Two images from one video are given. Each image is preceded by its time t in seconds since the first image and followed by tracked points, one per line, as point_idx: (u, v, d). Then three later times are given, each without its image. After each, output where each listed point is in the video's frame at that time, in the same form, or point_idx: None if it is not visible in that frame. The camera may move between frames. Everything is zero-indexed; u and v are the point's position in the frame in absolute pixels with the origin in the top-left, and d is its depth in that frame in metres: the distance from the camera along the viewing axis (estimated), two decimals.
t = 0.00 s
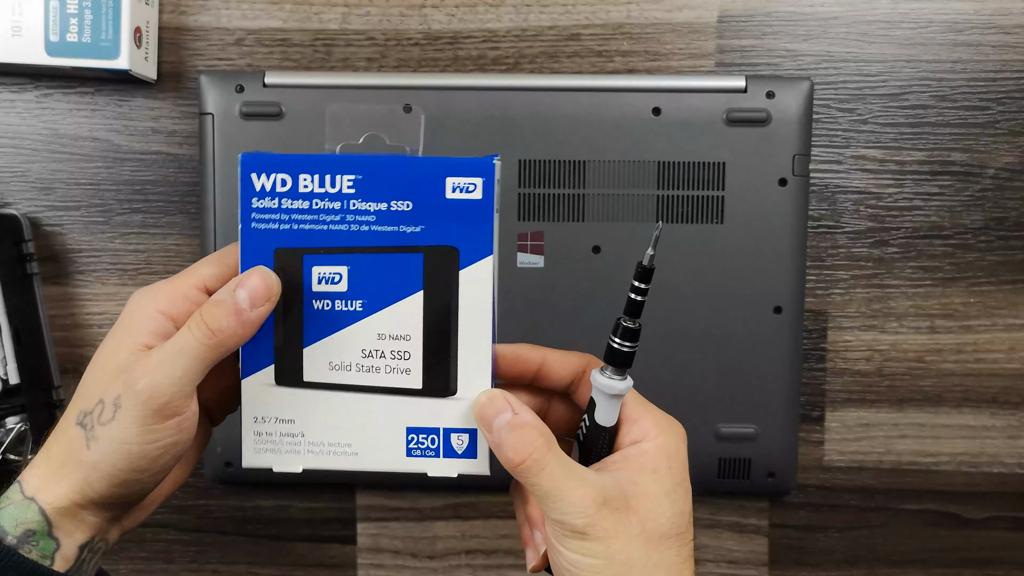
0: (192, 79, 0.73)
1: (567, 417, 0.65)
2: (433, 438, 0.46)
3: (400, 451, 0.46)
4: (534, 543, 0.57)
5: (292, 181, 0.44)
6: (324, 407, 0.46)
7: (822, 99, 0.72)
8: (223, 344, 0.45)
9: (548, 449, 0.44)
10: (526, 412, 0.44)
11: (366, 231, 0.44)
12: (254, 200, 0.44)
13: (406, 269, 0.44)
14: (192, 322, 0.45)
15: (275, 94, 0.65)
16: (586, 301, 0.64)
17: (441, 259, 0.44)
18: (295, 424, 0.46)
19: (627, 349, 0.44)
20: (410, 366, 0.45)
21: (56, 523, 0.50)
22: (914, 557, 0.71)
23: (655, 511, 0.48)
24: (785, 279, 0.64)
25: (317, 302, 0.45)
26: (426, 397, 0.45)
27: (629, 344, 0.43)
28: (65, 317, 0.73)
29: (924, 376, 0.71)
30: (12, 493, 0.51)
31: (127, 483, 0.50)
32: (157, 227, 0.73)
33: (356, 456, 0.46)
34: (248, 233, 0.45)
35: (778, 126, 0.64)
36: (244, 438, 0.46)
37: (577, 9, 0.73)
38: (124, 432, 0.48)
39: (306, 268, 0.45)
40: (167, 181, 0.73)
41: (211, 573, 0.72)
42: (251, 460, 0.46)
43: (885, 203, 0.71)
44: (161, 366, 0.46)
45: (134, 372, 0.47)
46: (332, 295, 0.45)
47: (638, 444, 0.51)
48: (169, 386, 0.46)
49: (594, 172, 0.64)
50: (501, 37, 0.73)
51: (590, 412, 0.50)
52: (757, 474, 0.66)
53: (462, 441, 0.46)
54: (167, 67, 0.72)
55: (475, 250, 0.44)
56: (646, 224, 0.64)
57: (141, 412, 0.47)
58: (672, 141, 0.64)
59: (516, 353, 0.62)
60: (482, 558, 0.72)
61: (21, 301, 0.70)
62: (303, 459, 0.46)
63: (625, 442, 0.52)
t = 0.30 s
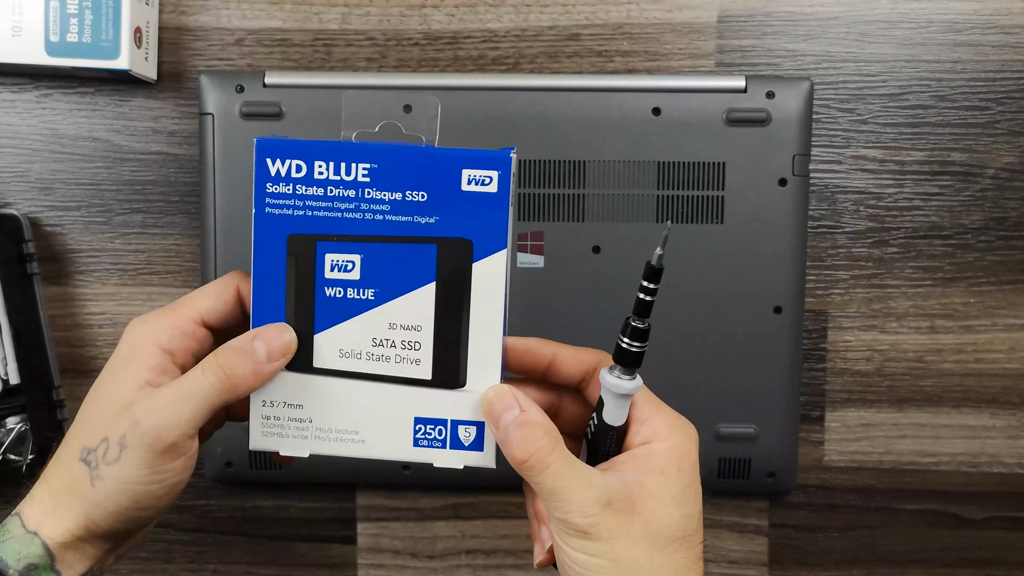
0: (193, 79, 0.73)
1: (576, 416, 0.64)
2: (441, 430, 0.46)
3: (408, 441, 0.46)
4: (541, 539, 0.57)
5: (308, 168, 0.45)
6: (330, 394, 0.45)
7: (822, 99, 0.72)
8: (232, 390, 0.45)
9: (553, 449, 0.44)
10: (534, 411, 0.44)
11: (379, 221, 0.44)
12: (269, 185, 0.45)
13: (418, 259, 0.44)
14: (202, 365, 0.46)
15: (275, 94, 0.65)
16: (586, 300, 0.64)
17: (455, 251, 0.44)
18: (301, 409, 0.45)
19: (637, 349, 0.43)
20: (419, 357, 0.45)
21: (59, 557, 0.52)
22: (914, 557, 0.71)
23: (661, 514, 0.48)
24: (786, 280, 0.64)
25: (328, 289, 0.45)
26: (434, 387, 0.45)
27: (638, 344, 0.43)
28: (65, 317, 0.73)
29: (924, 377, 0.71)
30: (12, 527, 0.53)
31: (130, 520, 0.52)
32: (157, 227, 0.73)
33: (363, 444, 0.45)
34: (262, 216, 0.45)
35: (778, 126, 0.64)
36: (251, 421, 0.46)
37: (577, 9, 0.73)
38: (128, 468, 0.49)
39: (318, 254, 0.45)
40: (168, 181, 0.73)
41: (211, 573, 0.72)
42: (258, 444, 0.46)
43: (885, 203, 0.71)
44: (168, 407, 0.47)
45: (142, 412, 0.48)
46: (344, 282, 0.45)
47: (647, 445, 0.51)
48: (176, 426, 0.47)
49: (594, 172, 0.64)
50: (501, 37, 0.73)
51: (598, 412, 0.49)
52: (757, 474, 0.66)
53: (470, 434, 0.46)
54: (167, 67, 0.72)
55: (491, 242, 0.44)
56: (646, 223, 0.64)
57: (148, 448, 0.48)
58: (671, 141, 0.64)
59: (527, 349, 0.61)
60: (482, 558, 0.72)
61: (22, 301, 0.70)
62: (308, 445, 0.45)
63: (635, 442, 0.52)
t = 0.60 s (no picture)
0: (193, 79, 0.73)
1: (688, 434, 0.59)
2: (419, 435, 0.48)
3: (383, 446, 0.48)
4: None
5: (297, 156, 0.47)
6: (308, 398, 0.48)
7: (822, 99, 0.72)
8: (191, 383, 0.49)
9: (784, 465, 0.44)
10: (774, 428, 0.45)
11: (367, 214, 0.47)
12: (254, 171, 0.47)
13: (401, 253, 0.48)
14: (161, 361, 0.50)
15: (275, 94, 0.65)
16: (586, 300, 0.64)
17: (439, 246, 0.48)
18: (273, 411, 0.48)
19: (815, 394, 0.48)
20: (400, 357, 0.48)
21: (42, 562, 0.57)
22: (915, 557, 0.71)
23: None
24: (786, 279, 0.64)
25: (310, 281, 0.47)
26: (415, 389, 0.48)
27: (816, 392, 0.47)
28: (65, 317, 0.73)
29: (924, 377, 0.71)
30: None
31: (110, 521, 0.57)
32: (157, 227, 0.73)
33: (334, 448, 0.48)
34: (245, 201, 0.47)
35: (778, 126, 0.64)
36: (216, 420, 0.47)
37: (577, 9, 0.73)
38: (97, 467, 0.53)
39: (302, 246, 0.47)
40: (168, 181, 0.73)
41: (211, 573, 0.72)
42: (220, 445, 0.47)
43: (885, 203, 0.71)
44: (128, 405, 0.51)
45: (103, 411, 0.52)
46: (326, 278, 0.48)
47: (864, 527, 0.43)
48: (138, 423, 0.51)
49: (594, 172, 0.64)
50: (501, 37, 0.73)
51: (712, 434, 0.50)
52: (757, 474, 0.66)
53: (448, 440, 0.49)
54: (167, 67, 0.72)
55: (477, 239, 0.48)
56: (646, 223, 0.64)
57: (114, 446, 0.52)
58: (671, 141, 0.64)
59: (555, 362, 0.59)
60: (482, 558, 0.72)
61: (22, 301, 0.70)
62: (275, 447, 0.47)
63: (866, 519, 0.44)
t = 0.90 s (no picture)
0: (193, 79, 0.73)
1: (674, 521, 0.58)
2: (404, 442, 0.49)
3: (370, 450, 0.49)
4: None
5: (282, 164, 0.47)
6: (302, 402, 0.49)
7: (822, 100, 0.72)
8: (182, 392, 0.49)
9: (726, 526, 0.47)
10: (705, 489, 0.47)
11: (354, 221, 0.48)
12: (240, 178, 0.47)
13: (383, 261, 0.48)
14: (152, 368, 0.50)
15: (275, 94, 0.65)
16: (587, 301, 0.64)
17: (426, 256, 0.48)
18: (263, 414, 0.49)
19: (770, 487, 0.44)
20: (385, 364, 0.48)
21: (38, 562, 0.58)
22: (914, 557, 0.71)
23: None
24: (786, 280, 0.64)
25: (296, 289, 0.48)
26: (400, 398, 0.49)
27: (770, 483, 0.44)
28: (65, 317, 0.73)
29: (924, 377, 0.71)
30: None
31: (101, 521, 0.58)
32: (157, 227, 0.73)
33: (324, 454, 0.49)
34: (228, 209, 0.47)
35: (778, 126, 0.64)
36: (206, 422, 0.49)
37: (577, 9, 0.73)
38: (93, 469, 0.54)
39: (289, 254, 0.47)
40: (168, 181, 0.73)
41: (212, 573, 0.72)
42: (211, 447, 0.49)
43: (886, 203, 0.71)
44: (121, 410, 0.52)
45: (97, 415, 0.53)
46: (311, 286, 0.48)
47: None
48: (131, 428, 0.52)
49: (594, 172, 0.64)
50: (501, 37, 0.73)
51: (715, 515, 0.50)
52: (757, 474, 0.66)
53: (433, 447, 0.49)
54: (167, 67, 0.72)
55: (465, 249, 0.48)
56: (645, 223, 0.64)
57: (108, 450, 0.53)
58: (671, 141, 0.64)
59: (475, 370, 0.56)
60: (482, 558, 0.72)
61: (23, 301, 0.70)
62: (264, 449, 0.49)
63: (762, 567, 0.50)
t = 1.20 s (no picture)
0: (193, 79, 0.73)
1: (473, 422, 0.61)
2: (358, 454, 0.45)
3: (326, 463, 0.45)
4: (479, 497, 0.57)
5: (239, 201, 0.43)
6: (255, 418, 0.45)
7: (822, 100, 0.72)
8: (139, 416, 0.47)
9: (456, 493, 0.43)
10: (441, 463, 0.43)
11: (309, 257, 0.43)
12: (197, 216, 0.43)
13: (344, 296, 0.44)
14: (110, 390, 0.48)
15: (275, 94, 0.65)
16: (587, 301, 0.64)
17: (380, 288, 0.44)
18: (222, 433, 0.45)
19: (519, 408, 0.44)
20: (341, 386, 0.44)
21: None
22: (914, 557, 0.71)
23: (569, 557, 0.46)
24: (786, 280, 0.64)
25: (253, 319, 0.44)
26: (354, 415, 0.45)
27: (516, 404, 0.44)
28: (65, 317, 0.73)
29: (924, 377, 0.71)
30: None
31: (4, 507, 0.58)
32: (157, 228, 0.73)
33: (280, 466, 0.45)
34: (195, 245, 0.44)
35: (778, 126, 0.64)
36: (168, 443, 0.45)
37: (577, 9, 0.73)
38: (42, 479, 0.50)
39: (245, 286, 0.44)
40: (168, 182, 0.73)
41: (212, 573, 0.72)
42: (175, 467, 0.45)
43: (886, 203, 0.71)
44: (75, 428, 0.49)
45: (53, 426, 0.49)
46: (269, 314, 0.44)
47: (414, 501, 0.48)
48: (86, 446, 0.49)
49: (594, 173, 0.64)
50: (501, 37, 0.73)
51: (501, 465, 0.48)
52: (757, 474, 0.66)
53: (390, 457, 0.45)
54: (167, 68, 0.72)
55: (419, 285, 0.44)
56: (646, 223, 0.64)
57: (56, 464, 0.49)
58: (672, 141, 0.64)
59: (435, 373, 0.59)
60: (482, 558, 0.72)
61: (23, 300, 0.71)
62: (227, 468, 0.45)
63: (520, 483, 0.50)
